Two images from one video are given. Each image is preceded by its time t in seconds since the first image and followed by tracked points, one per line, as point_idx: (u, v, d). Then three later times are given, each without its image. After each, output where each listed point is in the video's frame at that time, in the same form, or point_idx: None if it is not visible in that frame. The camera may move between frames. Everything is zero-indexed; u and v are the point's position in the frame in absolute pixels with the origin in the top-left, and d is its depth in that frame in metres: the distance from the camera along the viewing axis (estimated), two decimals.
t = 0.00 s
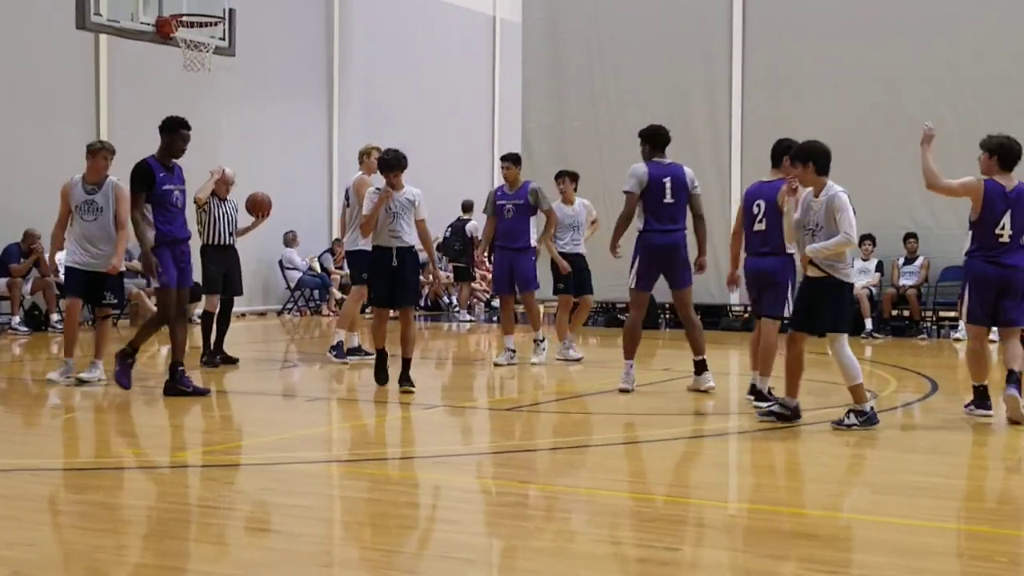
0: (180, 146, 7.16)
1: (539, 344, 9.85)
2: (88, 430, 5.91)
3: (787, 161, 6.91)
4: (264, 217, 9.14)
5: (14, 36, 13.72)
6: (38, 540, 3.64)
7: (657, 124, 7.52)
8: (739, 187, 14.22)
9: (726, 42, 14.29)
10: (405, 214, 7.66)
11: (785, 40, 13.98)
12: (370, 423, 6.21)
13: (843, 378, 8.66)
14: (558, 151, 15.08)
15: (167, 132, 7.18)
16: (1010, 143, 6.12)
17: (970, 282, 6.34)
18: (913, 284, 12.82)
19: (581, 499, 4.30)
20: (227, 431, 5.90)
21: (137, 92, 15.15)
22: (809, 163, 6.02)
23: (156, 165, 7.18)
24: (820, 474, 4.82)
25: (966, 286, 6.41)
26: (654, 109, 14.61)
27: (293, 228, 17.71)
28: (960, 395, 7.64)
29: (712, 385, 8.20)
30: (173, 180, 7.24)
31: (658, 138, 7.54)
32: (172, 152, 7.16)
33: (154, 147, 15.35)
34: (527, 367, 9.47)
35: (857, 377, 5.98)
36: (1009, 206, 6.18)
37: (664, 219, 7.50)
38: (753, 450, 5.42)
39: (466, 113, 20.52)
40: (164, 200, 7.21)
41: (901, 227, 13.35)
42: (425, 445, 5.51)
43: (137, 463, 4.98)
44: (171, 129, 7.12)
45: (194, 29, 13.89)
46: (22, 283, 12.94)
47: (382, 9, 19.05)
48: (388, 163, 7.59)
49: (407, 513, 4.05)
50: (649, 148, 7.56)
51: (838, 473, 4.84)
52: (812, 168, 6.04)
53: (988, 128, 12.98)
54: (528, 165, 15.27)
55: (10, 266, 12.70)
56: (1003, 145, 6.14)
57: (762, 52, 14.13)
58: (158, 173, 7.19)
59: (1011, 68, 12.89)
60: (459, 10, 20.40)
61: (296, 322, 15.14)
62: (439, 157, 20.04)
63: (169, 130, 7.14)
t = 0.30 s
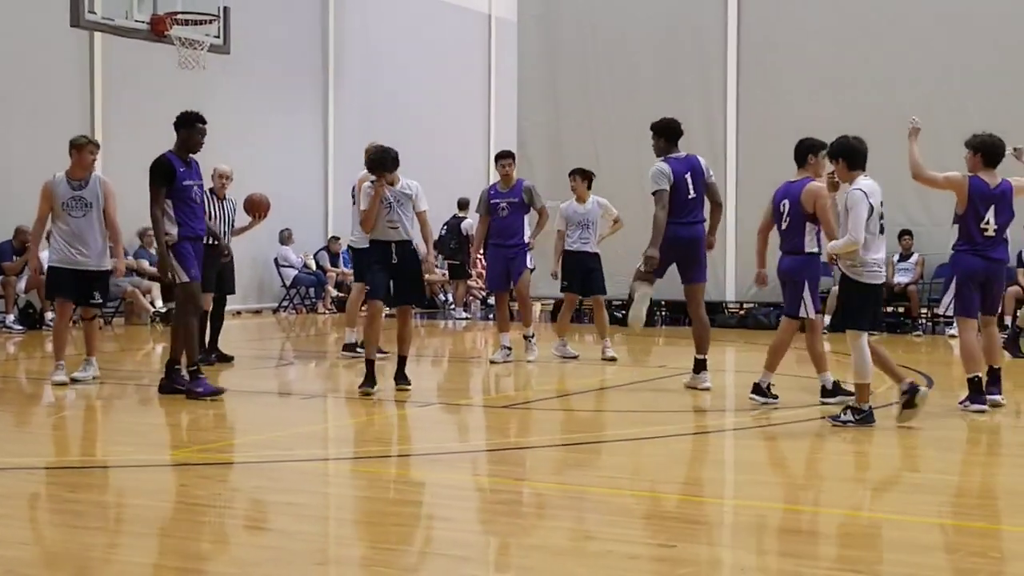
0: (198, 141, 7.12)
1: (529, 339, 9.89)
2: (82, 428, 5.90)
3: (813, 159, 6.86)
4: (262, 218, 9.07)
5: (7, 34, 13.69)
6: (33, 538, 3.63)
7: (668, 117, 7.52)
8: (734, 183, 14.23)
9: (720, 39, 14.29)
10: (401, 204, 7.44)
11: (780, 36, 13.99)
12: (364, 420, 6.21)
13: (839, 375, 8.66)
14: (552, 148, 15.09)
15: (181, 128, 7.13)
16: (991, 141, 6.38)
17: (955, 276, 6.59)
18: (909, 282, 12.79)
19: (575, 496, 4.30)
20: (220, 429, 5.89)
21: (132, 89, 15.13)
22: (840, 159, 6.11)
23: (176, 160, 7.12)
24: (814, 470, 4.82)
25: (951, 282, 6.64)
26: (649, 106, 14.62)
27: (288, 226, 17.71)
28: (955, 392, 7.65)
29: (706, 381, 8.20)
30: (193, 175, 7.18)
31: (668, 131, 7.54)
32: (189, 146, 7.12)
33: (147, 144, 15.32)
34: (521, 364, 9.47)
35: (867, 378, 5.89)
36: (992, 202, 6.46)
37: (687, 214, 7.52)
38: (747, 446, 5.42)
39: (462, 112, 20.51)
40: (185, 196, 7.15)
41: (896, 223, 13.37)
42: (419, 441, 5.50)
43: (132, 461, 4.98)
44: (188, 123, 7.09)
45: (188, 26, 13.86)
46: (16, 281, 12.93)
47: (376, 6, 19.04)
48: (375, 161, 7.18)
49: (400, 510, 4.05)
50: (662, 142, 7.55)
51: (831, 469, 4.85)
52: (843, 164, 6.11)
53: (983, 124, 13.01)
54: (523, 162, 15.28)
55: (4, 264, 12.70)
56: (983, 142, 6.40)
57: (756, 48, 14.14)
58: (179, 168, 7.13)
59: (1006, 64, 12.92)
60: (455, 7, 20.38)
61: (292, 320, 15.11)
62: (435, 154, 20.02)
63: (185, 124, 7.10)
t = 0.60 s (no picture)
0: (217, 135, 7.08)
1: (533, 338, 9.86)
2: (79, 424, 5.91)
3: (847, 152, 6.73)
4: (258, 216, 9.02)
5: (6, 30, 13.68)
6: (30, 534, 3.63)
7: (664, 117, 7.54)
8: (732, 180, 14.27)
9: (718, 37, 14.30)
10: (388, 199, 7.21)
11: (778, 34, 14.00)
12: (361, 417, 6.22)
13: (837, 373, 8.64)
14: (549, 145, 15.13)
15: (196, 120, 7.06)
16: (987, 143, 6.36)
17: (953, 275, 6.61)
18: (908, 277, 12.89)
19: (573, 493, 4.30)
20: (218, 425, 5.89)
21: (131, 85, 15.14)
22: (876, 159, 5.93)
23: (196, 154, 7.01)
24: (812, 468, 4.82)
25: (948, 281, 6.66)
26: (647, 103, 14.63)
27: (286, 223, 17.73)
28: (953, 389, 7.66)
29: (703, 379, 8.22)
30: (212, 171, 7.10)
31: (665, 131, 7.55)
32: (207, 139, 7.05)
33: (146, 140, 15.33)
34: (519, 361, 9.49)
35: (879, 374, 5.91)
36: (990, 201, 6.48)
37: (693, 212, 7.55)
38: (744, 443, 5.43)
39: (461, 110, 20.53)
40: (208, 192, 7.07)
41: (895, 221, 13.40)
42: (416, 439, 5.50)
43: (129, 457, 4.98)
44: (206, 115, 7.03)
45: (187, 23, 13.88)
46: (14, 278, 12.93)
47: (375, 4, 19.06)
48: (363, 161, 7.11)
49: (399, 507, 4.05)
50: (661, 141, 7.56)
51: (828, 466, 4.85)
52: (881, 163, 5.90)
53: (982, 122, 13.05)
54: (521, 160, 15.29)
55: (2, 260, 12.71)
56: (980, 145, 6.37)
57: (754, 45, 14.15)
58: (200, 165, 7.03)
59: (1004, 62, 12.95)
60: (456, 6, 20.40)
61: (290, 317, 15.11)
62: (434, 152, 20.04)
63: (206, 119, 7.02)
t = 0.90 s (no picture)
0: (238, 132, 7.05)
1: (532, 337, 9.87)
2: (78, 422, 5.92)
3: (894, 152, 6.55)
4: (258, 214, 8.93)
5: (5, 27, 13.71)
6: (31, 532, 3.63)
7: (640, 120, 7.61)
8: (730, 178, 14.35)
9: (717, 38, 14.36)
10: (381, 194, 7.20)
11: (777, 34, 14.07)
12: (359, 415, 6.22)
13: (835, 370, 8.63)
14: (545, 142, 15.13)
15: (216, 117, 7.02)
16: (983, 140, 6.18)
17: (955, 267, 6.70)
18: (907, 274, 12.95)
19: (572, 490, 4.30)
20: (217, 423, 5.89)
21: (129, 83, 15.17)
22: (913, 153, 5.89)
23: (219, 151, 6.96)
24: (810, 465, 4.83)
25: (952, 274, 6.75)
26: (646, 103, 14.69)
27: (283, 220, 17.74)
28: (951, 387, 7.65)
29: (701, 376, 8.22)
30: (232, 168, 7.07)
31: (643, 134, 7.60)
32: (227, 137, 7.01)
33: (144, 137, 15.35)
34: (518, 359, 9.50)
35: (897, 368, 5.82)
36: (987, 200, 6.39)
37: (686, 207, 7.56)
38: (743, 440, 5.43)
39: (459, 109, 20.56)
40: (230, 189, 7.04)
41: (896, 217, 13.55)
42: (414, 437, 5.50)
43: (127, 455, 4.98)
44: (228, 113, 7.02)
45: (184, 20, 13.91)
46: (13, 276, 12.94)
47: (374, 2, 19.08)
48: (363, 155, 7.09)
49: (398, 505, 4.06)
50: (642, 144, 7.60)
51: (826, 463, 4.86)
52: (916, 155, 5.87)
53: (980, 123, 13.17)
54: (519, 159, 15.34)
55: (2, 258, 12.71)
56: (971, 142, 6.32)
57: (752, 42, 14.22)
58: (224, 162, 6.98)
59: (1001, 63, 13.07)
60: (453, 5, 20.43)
61: (288, 315, 15.11)
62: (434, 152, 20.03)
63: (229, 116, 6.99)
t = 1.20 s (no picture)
0: (248, 122, 7.03)
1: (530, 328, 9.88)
2: (78, 414, 5.92)
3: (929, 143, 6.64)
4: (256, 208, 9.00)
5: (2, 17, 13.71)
6: (31, 525, 3.63)
7: (622, 113, 7.62)
8: (729, 170, 14.67)
9: (715, 33, 14.72)
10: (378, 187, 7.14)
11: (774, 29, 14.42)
12: (359, 406, 6.23)
13: (834, 359, 8.65)
14: (546, 135, 15.54)
15: (228, 109, 6.98)
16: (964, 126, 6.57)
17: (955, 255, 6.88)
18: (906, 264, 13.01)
19: (572, 480, 4.31)
20: (216, 415, 5.89)
21: (128, 76, 15.20)
22: (942, 136, 5.58)
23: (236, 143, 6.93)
24: (809, 454, 4.83)
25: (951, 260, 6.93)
26: (646, 98, 15.04)
27: (279, 213, 17.76)
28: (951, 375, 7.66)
29: (700, 365, 8.24)
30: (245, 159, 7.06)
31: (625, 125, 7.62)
32: (240, 128, 6.99)
33: (142, 126, 15.39)
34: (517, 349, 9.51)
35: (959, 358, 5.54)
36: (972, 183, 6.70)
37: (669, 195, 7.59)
38: (743, 430, 5.44)
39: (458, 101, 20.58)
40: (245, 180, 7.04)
41: (895, 205, 13.77)
42: (413, 428, 5.51)
43: (126, 446, 4.98)
44: (239, 105, 6.99)
45: (183, 12, 13.91)
46: (13, 268, 12.96)
47: None
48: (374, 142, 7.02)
49: (397, 495, 4.06)
50: (624, 136, 7.63)
51: (825, 453, 4.87)
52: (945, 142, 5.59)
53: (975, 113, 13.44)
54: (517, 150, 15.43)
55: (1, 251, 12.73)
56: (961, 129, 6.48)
57: (750, 35, 14.56)
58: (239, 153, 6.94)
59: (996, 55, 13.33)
60: None
61: (288, 306, 15.10)
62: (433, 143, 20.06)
63: (242, 109, 6.96)
